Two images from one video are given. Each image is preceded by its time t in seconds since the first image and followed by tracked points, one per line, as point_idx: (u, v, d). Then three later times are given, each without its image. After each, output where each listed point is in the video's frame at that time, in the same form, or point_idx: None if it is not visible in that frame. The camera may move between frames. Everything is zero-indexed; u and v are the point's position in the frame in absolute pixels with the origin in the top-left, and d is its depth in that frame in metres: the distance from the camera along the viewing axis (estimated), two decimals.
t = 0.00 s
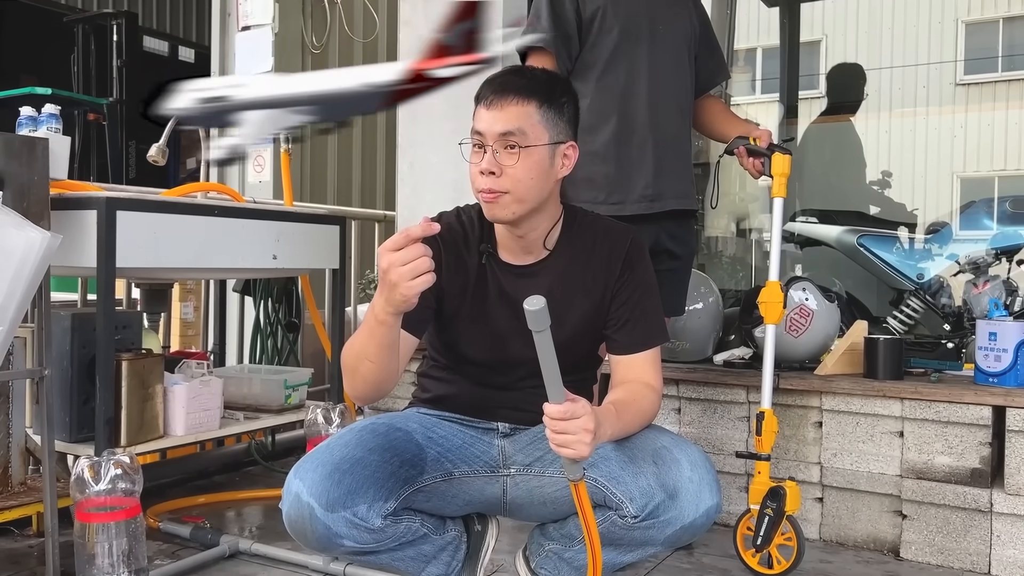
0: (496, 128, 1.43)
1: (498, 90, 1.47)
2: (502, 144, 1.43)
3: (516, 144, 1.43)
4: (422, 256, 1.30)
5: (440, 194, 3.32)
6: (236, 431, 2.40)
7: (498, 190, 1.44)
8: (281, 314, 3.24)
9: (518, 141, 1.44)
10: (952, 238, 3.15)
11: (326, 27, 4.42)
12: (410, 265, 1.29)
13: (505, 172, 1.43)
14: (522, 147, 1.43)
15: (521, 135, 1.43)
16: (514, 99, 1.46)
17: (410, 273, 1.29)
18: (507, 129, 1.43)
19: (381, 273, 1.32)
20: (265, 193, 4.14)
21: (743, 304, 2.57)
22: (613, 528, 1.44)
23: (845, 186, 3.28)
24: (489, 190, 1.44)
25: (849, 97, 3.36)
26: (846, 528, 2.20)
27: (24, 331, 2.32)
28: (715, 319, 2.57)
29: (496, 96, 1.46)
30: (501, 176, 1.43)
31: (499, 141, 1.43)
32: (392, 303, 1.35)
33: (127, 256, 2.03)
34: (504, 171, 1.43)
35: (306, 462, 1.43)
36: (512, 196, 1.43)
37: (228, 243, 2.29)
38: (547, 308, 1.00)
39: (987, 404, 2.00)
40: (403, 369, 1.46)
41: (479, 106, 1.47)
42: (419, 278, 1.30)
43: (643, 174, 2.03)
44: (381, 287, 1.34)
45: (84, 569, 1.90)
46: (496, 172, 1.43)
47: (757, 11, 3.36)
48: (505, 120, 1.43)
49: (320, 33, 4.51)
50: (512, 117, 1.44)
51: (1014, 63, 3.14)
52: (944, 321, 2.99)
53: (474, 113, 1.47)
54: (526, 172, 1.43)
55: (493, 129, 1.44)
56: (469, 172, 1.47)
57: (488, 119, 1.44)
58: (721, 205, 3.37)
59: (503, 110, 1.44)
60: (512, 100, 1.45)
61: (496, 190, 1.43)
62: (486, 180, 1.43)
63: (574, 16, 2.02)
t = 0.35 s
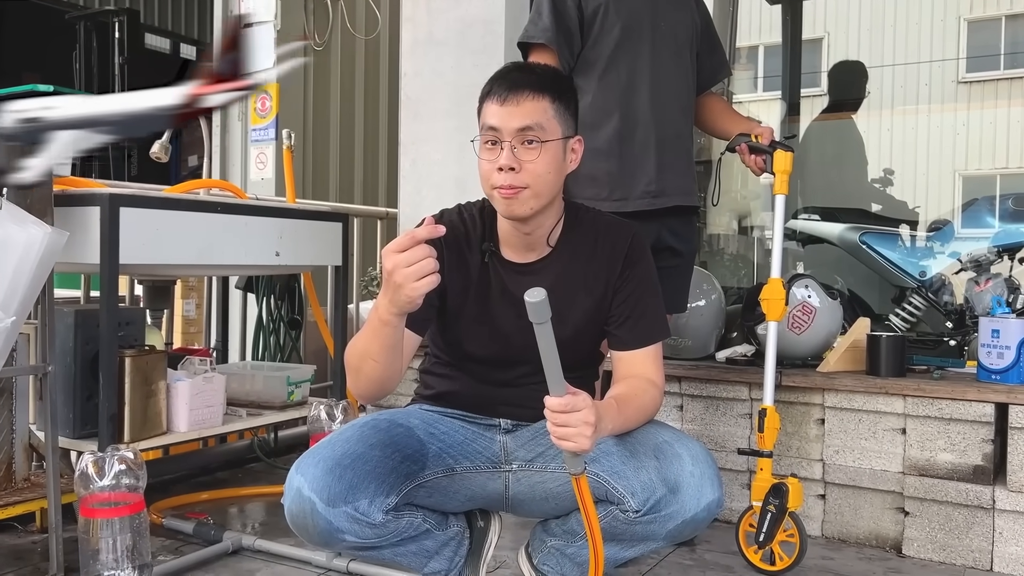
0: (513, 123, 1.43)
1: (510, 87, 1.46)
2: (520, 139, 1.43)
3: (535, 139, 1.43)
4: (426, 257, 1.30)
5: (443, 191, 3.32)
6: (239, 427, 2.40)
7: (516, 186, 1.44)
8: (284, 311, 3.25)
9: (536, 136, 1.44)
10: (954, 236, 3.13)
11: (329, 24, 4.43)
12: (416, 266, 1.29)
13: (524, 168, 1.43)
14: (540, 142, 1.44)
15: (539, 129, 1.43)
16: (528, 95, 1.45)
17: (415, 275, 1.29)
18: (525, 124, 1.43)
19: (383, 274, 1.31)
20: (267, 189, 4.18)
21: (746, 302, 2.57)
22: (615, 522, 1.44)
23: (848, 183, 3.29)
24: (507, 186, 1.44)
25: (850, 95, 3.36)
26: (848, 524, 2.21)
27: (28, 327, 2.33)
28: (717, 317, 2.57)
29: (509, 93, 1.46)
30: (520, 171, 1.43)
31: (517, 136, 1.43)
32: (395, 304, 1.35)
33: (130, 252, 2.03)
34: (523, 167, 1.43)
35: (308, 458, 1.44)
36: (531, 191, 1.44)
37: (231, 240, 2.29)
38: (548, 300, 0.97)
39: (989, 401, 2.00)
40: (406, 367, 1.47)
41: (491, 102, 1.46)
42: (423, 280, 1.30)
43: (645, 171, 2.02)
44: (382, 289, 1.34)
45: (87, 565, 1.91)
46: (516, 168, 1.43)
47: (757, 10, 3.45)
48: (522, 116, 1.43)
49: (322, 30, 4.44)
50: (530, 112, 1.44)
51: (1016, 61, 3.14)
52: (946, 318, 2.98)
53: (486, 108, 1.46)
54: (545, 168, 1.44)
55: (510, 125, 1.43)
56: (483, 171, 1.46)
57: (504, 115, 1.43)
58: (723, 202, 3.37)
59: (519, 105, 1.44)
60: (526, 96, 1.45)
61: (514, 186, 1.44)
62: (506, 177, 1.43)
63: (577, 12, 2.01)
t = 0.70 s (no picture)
0: (533, 124, 1.42)
1: (527, 88, 1.46)
2: (540, 140, 1.43)
3: (554, 141, 1.43)
4: (424, 259, 1.30)
5: (444, 191, 3.31)
6: (240, 428, 2.40)
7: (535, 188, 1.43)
8: (285, 311, 3.25)
9: (554, 138, 1.44)
10: (955, 235, 3.13)
11: (329, 24, 4.43)
12: (415, 269, 1.29)
13: (544, 169, 1.43)
14: (559, 144, 1.44)
15: (558, 131, 1.44)
16: (546, 96, 1.45)
17: (415, 277, 1.29)
18: (545, 126, 1.43)
19: (384, 275, 1.31)
20: (270, 189, 4.13)
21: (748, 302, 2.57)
22: (619, 522, 1.44)
23: (849, 182, 3.28)
24: (526, 187, 1.43)
25: (851, 94, 3.36)
26: (851, 524, 2.20)
27: (29, 328, 2.33)
28: (719, 316, 2.57)
29: (526, 93, 1.45)
30: (540, 172, 1.42)
31: (536, 138, 1.43)
32: (397, 307, 1.35)
33: (132, 252, 2.03)
34: (543, 168, 1.43)
35: (312, 456, 1.44)
36: (550, 192, 1.44)
37: (232, 240, 2.29)
38: (548, 303, 1.00)
39: (991, 401, 2.00)
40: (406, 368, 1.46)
41: (507, 101, 1.45)
42: (423, 283, 1.30)
43: (647, 170, 2.02)
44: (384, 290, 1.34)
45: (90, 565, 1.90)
46: (536, 169, 1.42)
47: (758, 8, 3.43)
48: (542, 117, 1.43)
49: (322, 29, 4.40)
50: (550, 114, 1.44)
51: (1017, 60, 3.14)
52: (948, 318, 2.97)
53: (502, 108, 1.45)
54: (562, 169, 1.44)
55: (530, 126, 1.43)
56: (496, 170, 1.44)
57: (523, 116, 1.43)
58: (724, 202, 3.37)
59: (536, 106, 1.44)
60: (544, 98, 1.45)
61: (532, 186, 1.43)
62: (525, 178, 1.42)
63: (576, 12, 2.02)
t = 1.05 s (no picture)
0: (536, 123, 1.42)
1: (529, 87, 1.45)
2: (543, 139, 1.43)
3: (557, 139, 1.43)
4: (425, 262, 1.30)
5: (442, 193, 3.31)
6: (238, 429, 2.39)
7: (541, 185, 1.43)
8: (283, 312, 3.25)
9: (557, 135, 1.44)
10: (954, 236, 3.13)
11: (327, 25, 4.43)
12: (416, 272, 1.29)
13: (549, 166, 1.42)
14: (563, 141, 1.43)
15: (561, 129, 1.44)
16: (548, 95, 1.45)
17: (416, 279, 1.29)
18: (548, 124, 1.43)
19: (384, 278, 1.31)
20: (267, 191, 4.12)
21: (746, 303, 2.57)
22: (620, 524, 1.44)
23: (848, 183, 3.29)
24: (531, 185, 1.42)
25: (849, 95, 3.36)
26: (850, 525, 2.20)
27: (26, 329, 2.32)
28: (718, 317, 2.57)
29: (528, 92, 1.45)
30: (543, 169, 1.42)
31: (540, 136, 1.43)
32: (399, 309, 1.34)
33: (130, 254, 2.03)
34: (548, 166, 1.42)
35: (311, 456, 1.43)
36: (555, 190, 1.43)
37: (231, 241, 2.29)
38: (546, 299, 1.00)
39: (991, 402, 2.00)
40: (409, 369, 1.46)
41: (510, 100, 1.45)
42: (426, 285, 1.30)
43: (646, 171, 2.02)
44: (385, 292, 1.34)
45: (88, 568, 1.90)
46: (539, 166, 1.41)
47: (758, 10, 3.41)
48: (544, 116, 1.42)
49: (320, 30, 4.39)
50: (552, 112, 1.43)
51: (1015, 62, 3.14)
52: (947, 319, 2.96)
53: (505, 107, 1.44)
54: (566, 166, 1.44)
55: (534, 124, 1.42)
56: (499, 168, 1.44)
57: (526, 115, 1.42)
58: (722, 203, 3.38)
59: (538, 105, 1.43)
60: (546, 96, 1.45)
61: (535, 183, 1.42)
62: (530, 176, 1.42)
63: (573, 13, 2.02)
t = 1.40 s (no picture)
0: (544, 134, 1.42)
1: (535, 96, 1.45)
2: (549, 149, 1.42)
3: (563, 150, 1.43)
4: (423, 275, 1.29)
5: (438, 198, 3.31)
6: (232, 435, 2.39)
7: (547, 196, 1.42)
8: (278, 317, 3.25)
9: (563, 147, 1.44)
10: (948, 240, 3.13)
11: (322, 30, 4.43)
12: (414, 284, 1.28)
13: (555, 176, 1.42)
14: (568, 153, 1.43)
15: (567, 141, 1.43)
16: (554, 105, 1.45)
17: (415, 292, 1.29)
18: (555, 134, 1.43)
19: (384, 290, 1.31)
20: (262, 196, 4.13)
21: (741, 307, 2.57)
22: (613, 529, 1.44)
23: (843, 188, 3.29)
24: (537, 195, 1.42)
25: (844, 100, 3.37)
26: (844, 529, 2.20)
27: (19, 335, 2.32)
28: (713, 321, 2.57)
29: (535, 102, 1.44)
30: (551, 181, 1.41)
31: (546, 146, 1.42)
32: (397, 320, 1.34)
33: (123, 260, 2.02)
34: (554, 176, 1.42)
35: (300, 457, 1.43)
36: (561, 200, 1.43)
37: (226, 246, 2.29)
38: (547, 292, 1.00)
39: (985, 406, 2.01)
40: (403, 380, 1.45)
41: (516, 110, 1.44)
42: (423, 296, 1.29)
43: (639, 176, 2.03)
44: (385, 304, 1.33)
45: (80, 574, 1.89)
46: (547, 178, 1.41)
47: (751, 14, 3.38)
48: (551, 127, 1.42)
49: (315, 35, 4.40)
50: (559, 123, 1.43)
51: (1009, 66, 3.16)
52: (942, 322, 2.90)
53: (510, 117, 1.44)
54: (571, 177, 1.44)
55: (540, 135, 1.42)
56: (507, 179, 1.43)
57: (533, 125, 1.42)
58: (716, 208, 3.39)
59: (545, 115, 1.43)
60: (552, 107, 1.45)
61: (542, 195, 1.42)
62: (537, 186, 1.41)
63: (565, 18, 2.02)
